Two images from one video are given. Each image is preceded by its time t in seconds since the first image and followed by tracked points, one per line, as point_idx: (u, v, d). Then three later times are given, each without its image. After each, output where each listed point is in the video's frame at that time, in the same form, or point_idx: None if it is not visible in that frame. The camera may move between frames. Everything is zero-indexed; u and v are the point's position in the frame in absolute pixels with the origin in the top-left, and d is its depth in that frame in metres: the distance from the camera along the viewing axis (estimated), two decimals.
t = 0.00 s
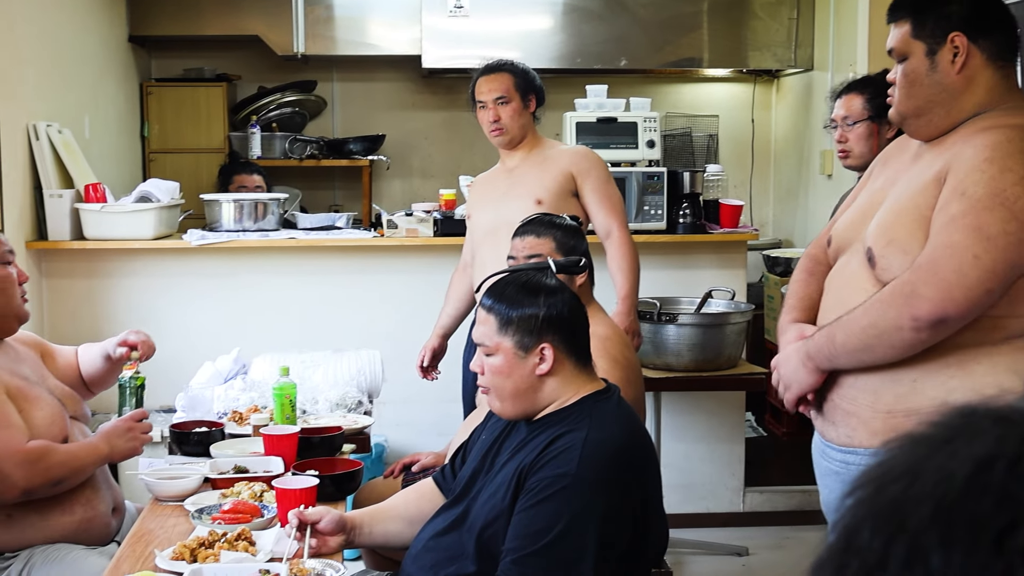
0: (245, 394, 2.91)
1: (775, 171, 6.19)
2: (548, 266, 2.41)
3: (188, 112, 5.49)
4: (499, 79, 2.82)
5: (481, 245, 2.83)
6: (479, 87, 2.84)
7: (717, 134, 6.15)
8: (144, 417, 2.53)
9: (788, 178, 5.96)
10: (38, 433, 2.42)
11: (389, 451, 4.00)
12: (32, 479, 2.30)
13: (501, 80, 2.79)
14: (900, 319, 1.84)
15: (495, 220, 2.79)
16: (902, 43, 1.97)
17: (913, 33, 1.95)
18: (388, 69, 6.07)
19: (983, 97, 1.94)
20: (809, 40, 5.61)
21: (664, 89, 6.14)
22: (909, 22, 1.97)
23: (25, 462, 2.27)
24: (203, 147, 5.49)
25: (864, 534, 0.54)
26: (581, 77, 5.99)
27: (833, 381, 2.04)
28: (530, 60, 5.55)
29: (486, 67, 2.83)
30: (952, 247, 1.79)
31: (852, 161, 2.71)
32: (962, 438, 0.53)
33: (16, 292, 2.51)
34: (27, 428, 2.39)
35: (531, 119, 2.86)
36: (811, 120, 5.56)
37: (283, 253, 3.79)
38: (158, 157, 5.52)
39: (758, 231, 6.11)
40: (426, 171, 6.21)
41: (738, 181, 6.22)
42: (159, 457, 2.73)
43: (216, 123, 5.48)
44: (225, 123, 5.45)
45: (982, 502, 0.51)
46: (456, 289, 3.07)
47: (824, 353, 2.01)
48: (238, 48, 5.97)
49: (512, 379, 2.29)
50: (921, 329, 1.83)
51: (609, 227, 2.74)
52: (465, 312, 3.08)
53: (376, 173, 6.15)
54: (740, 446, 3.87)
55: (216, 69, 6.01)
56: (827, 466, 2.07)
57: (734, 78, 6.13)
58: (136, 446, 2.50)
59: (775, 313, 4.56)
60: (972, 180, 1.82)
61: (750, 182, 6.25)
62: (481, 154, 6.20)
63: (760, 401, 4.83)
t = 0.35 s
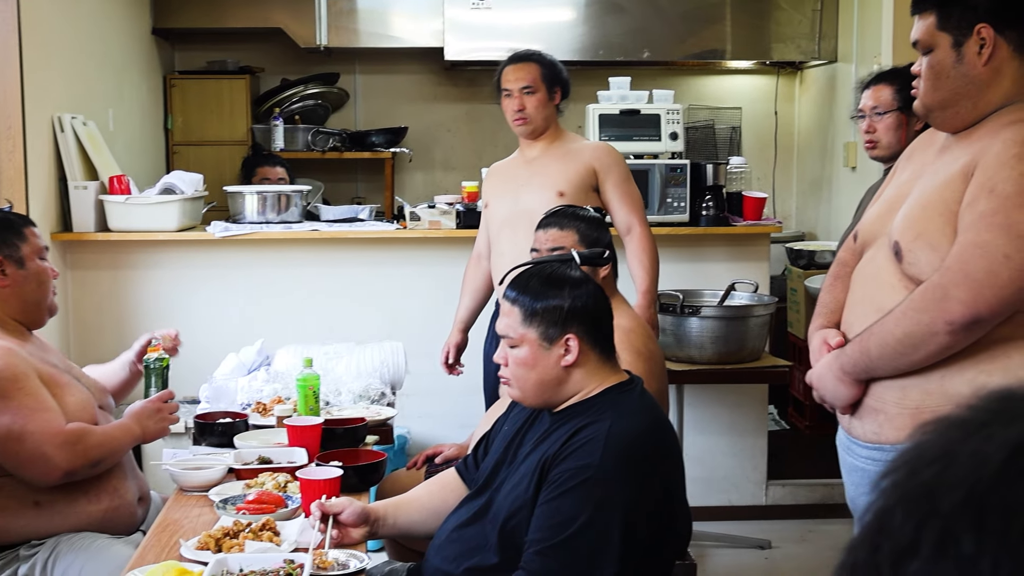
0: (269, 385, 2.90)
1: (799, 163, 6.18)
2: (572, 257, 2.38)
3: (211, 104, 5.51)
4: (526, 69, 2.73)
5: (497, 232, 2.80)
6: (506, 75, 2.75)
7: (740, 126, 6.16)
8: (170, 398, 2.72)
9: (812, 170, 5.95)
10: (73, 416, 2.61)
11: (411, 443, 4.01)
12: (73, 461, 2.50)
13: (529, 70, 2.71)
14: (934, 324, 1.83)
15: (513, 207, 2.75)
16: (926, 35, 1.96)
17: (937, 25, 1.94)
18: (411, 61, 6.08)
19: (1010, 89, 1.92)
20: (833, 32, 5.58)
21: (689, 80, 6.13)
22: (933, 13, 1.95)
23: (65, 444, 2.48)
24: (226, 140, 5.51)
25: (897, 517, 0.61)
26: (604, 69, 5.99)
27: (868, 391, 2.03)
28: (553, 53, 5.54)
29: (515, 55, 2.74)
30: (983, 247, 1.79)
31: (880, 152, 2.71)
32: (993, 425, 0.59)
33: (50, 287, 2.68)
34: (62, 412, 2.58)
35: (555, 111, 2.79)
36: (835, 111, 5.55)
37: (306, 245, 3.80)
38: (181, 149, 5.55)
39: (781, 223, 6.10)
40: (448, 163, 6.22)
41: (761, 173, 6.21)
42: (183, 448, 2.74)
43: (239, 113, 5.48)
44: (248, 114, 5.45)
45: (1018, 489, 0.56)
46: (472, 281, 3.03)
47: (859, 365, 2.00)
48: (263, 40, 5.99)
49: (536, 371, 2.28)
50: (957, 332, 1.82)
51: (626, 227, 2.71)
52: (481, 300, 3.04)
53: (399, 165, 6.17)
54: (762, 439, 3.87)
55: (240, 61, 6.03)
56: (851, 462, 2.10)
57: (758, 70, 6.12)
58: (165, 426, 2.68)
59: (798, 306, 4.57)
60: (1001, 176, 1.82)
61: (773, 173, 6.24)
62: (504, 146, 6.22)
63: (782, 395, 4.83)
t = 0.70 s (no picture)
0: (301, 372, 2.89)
1: (832, 153, 6.17)
2: (610, 245, 2.39)
3: (245, 93, 5.54)
4: (572, 55, 2.71)
5: (525, 217, 2.78)
6: (550, 60, 2.72)
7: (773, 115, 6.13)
8: (205, 386, 2.76)
9: (846, 160, 5.93)
10: (111, 403, 2.64)
11: (442, 432, 4.03)
12: (113, 448, 2.54)
13: (573, 56, 2.69)
14: (981, 322, 1.84)
15: (543, 195, 2.74)
16: (985, 17, 1.93)
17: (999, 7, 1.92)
18: (444, 50, 6.10)
19: None
20: (868, 21, 5.54)
21: (721, 70, 6.12)
22: None
23: (106, 431, 2.51)
24: (258, 129, 5.52)
25: (938, 508, 0.62)
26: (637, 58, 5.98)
27: (907, 390, 2.04)
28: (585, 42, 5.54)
29: (560, 40, 2.72)
30: None
31: (918, 141, 2.72)
32: None
33: (91, 276, 2.74)
34: (101, 399, 2.62)
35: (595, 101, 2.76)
36: (868, 102, 5.52)
37: (338, 235, 3.81)
38: (215, 138, 5.56)
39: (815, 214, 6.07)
40: (480, 153, 6.24)
41: (795, 164, 6.22)
42: (216, 436, 2.75)
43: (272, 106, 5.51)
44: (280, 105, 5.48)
45: None
46: (490, 251, 2.98)
47: (899, 368, 1.99)
48: (297, 29, 6.01)
49: (571, 359, 2.28)
50: (1003, 330, 1.83)
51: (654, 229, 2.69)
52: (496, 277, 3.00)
53: (431, 154, 6.19)
54: (794, 431, 3.86)
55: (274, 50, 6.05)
56: (884, 455, 2.15)
57: (791, 61, 6.12)
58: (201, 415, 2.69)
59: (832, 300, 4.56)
60: None
61: (806, 163, 6.24)
62: (536, 134, 6.21)
63: (814, 389, 4.85)
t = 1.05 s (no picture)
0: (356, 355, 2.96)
1: (889, 139, 6.15)
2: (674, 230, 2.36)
3: (299, 79, 5.59)
4: (628, 38, 2.72)
5: (582, 201, 2.80)
6: (605, 44, 2.74)
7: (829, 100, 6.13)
8: (260, 367, 2.78)
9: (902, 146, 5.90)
10: (169, 384, 2.67)
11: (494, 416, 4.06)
12: (170, 429, 2.56)
13: (628, 40, 2.70)
14: None
15: (601, 180, 2.74)
16: None
17: None
18: (498, 35, 6.13)
19: None
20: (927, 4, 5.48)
21: (778, 53, 6.10)
22: None
23: (164, 412, 2.54)
24: (312, 113, 5.59)
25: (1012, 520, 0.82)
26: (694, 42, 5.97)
27: (970, 379, 2.14)
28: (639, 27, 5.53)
29: (616, 24, 2.73)
30: None
31: (980, 125, 2.72)
32: None
33: (152, 259, 2.78)
34: (160, 379, 2.65)
35: (652, 84, 2.76)
36: (927, 85, 5.49)
37: (392, 220, 3.88)
38: (270, 123, 5.62)
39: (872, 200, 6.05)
40: (533, 138, 6.28)
41: (851, 149, 6.21)
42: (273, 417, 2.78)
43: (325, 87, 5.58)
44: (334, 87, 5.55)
45: None
46: (552, 239, 3.04)
47: (966, 358, 2.09)
48: (352, 15, 6.07)
49: (631, 339, 2.25)
50: None
51: (714, 210, 2.66)
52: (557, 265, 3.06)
53: (484, 140, 6.25)
54: (848, 419, 3.87)
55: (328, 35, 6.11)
56: (941, 447, 2.25)
57: (848, 44, 6.09)
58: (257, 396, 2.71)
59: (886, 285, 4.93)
60: None
61: (863, 149, 6.24)
62: (590, 120, 6.22)
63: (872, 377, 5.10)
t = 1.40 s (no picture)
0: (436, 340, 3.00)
1: (971, 120, 6.15)
2: (760, 214, 2.27)
3: (374, 65, 5.64)
4: (713, 20, 2.71)
5: (663, 183, 2.85)
6: (689, 27, 2.75)
7: (909, 83, 6.16)
8: (340, 353, 2.79)
9: (983, 128, 5.92)
10: (250, 369, 2.70)
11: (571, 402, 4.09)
12: (250, 414, 2.58)
13: (713, 22, 2.70)
14: None
15: (682, 163, 2.78)
16: None
17: None
18: (573, 21, 6.20)
19: None
20: None
21: (857, 36, 6.13)
22: None
23: (242, 398, 2.55)
24: (388, 100, 5.63)
25: None
26: (774, 25, 5.95)
27: None
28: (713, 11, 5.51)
29: (701, 6, 2.74)
30: None
31: None
32: None
33: (234, 243, 2.81)
34: (241, 365, 2.67)
35: (738, 66, 2.77)
36: (1012, 67, 5.49)
37: (466, 205, 3.89)
38: (346, 110, 5.68)
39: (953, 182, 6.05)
40: (608, 123, 6.35)
41: (933, 132, 6.23)
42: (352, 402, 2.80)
43: (401, 75, 5.61)
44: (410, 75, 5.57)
45: None
46: (635, 223, 3.10)
47: None
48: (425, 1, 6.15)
49: (714, 323, 2.15)
50: None
51: (800, 195, 2.69)
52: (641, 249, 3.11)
53: (559, 125, 6.33)
54: (931, 405, 3.87)
55: (403, 22, 6.18)
56: None
57: (929, 26, 6.12)
58: (337, 378, 2.73)
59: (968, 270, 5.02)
60: None
61: (944, 132, 6.25)
62: (665, 104, 6.30)
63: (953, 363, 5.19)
